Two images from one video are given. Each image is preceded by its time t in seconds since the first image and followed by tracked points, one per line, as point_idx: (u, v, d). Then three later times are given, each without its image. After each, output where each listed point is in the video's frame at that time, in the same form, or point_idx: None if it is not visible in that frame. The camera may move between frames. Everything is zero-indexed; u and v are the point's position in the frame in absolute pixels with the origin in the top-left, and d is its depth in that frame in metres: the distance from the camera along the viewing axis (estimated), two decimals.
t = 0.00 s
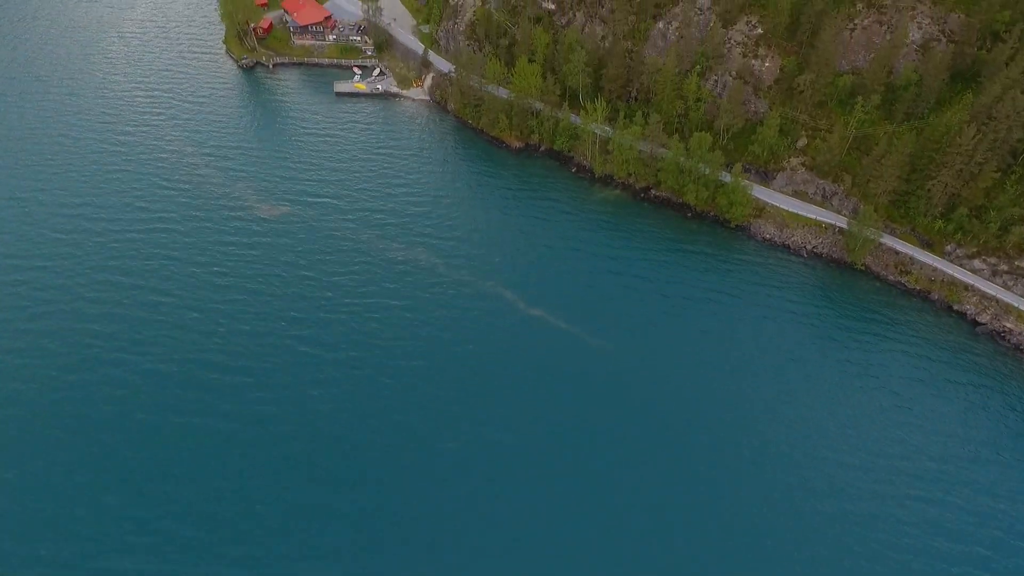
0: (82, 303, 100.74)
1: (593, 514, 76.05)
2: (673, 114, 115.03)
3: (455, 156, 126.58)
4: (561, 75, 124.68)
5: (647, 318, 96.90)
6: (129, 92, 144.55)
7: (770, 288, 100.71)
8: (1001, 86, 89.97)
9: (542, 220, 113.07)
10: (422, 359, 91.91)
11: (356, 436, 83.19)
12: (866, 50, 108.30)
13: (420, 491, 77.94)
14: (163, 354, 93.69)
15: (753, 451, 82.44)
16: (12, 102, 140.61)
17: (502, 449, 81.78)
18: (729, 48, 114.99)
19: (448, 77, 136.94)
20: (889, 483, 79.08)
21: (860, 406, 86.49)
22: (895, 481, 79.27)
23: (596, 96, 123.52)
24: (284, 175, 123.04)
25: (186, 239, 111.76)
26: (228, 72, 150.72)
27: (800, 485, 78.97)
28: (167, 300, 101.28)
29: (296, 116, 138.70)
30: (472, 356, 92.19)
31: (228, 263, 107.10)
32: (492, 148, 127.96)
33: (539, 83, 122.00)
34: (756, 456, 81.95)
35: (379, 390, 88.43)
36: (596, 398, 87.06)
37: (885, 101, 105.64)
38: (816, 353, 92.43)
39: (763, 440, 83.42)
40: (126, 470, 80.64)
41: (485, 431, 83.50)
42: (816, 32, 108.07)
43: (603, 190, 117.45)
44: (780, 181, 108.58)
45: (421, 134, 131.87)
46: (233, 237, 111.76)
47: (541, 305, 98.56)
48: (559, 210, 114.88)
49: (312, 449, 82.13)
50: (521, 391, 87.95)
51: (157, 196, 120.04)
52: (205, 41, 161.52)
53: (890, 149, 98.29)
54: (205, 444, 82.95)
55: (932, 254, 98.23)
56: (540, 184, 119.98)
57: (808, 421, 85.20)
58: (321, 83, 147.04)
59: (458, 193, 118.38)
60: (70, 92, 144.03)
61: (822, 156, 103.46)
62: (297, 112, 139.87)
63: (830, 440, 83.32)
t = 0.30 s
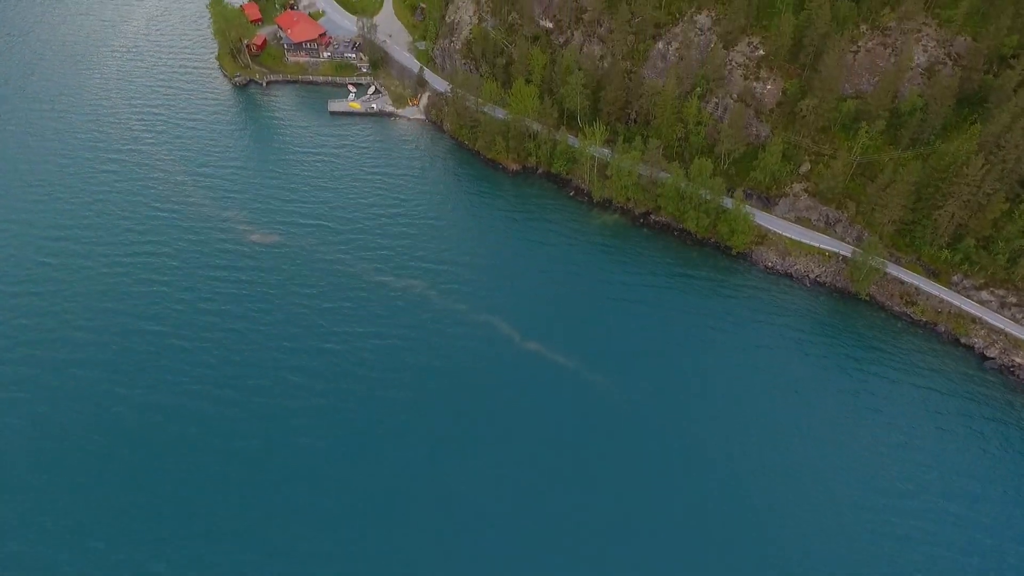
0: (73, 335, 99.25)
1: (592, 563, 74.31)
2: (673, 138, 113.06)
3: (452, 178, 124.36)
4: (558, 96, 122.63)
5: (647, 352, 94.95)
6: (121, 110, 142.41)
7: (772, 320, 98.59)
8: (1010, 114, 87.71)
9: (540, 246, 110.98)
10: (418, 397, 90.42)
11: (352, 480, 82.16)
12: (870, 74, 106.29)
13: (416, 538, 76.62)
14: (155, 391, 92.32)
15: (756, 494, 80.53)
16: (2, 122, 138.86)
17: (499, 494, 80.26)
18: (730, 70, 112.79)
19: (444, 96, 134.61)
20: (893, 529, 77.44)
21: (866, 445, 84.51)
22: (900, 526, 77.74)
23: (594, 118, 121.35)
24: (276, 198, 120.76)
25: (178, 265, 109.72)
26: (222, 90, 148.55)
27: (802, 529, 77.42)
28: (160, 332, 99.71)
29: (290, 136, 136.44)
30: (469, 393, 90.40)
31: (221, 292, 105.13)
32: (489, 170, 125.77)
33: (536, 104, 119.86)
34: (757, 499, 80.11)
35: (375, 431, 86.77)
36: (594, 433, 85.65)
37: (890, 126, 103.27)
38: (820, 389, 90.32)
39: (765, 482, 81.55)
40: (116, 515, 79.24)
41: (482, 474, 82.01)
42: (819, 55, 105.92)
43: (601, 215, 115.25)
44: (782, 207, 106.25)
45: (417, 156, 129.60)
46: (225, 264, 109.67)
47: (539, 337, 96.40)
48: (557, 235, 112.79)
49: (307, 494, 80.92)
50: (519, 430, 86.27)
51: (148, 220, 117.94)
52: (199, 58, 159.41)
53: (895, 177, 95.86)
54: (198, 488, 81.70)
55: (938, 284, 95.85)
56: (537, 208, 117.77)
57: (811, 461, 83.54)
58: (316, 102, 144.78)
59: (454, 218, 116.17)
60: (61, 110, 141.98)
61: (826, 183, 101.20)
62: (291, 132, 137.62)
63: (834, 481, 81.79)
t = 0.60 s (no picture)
0: (60, 368, 97.13)
1: None
2: (673, 163, 110.80)
3: (448, 202, 122.01)
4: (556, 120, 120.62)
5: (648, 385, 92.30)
6: (111, 129, 140.18)
7: (774, 352, 96.09)
8: (1020, 145, 85.72)
9: (537, 274, 108.70)
10: (410, 433, 87.58)
11: (341, 523, 79.19)
12: (875, 97, 103.81)
13: None
14: (142, 427, 89.97)
15: (761, 537, 77.45)
16: None
17: (494, 538, 77.34)
18: (731, 93, 110.52)
19: (440, 116, 132.15)
20: None
21: (873, 486, 81.78)
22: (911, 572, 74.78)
23: (593, 141, 119.06)
24: (269, 222, 118.46)
25: (168, 293, 107.36)
26: (214, 109, 146.29)
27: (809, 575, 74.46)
28: (148, 364, 97.50)
29: (283, 156, 134.08)
30: (463, 429, 87.68)
31: (210, 321, 102.81)
32: (486, 194, 123.43)
33: (533, 128, 117.87)
34: (763, 542, 77.04)
35: (366, 470, 84.02)
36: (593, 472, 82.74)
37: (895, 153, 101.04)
38: (824, 425, 87.70)
39: (770, 525, 78.56)
40: (98, 562, 76.79)
41: (477, 517, 79.13)
42: (823, 78, 103.64)
43: (600, 241, 112.83)
44: (784, 235, 103.87)
45: (413, 178, 127.30)
46: (216, 292, 107.32)
47: (535, 370, 93.84)
48: (554, 262, 110.42)
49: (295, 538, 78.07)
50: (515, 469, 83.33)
51: (138, 244, 115.59)
52: (192, 74, 157.18)
53: (901, 208, 93.77)
54: (183, 532, 79.07)
55: (945, 317, 93.56)
56: (535, 234, 115.49)
57: (818, 502, 80.50)
58: (309, 121, 142.45)
59: (449, 244, 113.85)
60: (51, 130, 139.78)
61: (830, 211, 98.87)
62: (284, 152, 135.26)
63: (842, 524, 78.62)
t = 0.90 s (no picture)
0: (46, 404, 95.04)
1: None
2: (673, 191, 108.28)
3: (443, 227, 119.50)
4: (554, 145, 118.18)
5: (648, 423, 89.78)
6: (101, 150, 137.81)
7: (777, 388, 93.50)
8: None
9: (534, 304, 106.30)
10: (404, 476, 85.30)
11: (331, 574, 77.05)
12: (880, 124, 101.29)
13: None
14: (129, 467, 87.77)
15: None
16: None
17: None
18: (733, 117, 107.99)
19: (436, 138, 129.60)
20: None
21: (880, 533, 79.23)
22: None
23: (591, 166, 116.55)
24: (260, 248, 115.95)
25: (157, 323, 104.97)
26: (206, 128, 143.81)
27: None
28: (135, 400, 95.26)
29: (276, 178, 131.58)
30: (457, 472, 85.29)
31: (200, 354, 100.52)
32: (482, 219, 120.93)
33: (531, 153, 115.51)
34: None
35: (358, 517, 81.76)
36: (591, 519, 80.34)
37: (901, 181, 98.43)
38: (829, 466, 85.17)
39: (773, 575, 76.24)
40: None
41: (471, 568, 76.99)
42: (827, 104, 101.14)
43: (599, 270, 110.39)
44: (787, 265, 101.35)
45: (407, 202, 124.74)
46: (206, 322, 104.95)
47: (532, 408, 91.34)
48: (552, 292, 107.93)
49: None
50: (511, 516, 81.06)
51: (126, 271, 113.13)
52: (184, 92, 154.82)
53: (908, 240, 91.21)
54: None
55: (953, 352, 90.99)
56: (532, 261, 113.08)
57: (822, 551, 78.36)
58: (303, 141, 139.87)
59: (445, 272, 111.42)
60: (40, 150, 137.43)
61: (834, 242, 96.36)
62: (276, 173, 132.68)
63: None
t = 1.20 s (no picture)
0: (30, 440, 92.31)
1: None
2: (675, 220, 105.81)
3: (440, 255, 117.09)
4: (553, 171, 115.68)
5: (649, 464, 87.07)
6: (93, 171, 135.35)
7: (782, 427, 90.88)
8: None
9: (532, 336, 103.94)
10: (397, 520, 82.50)
11: None
12: (887, 152, 98.66)
13: None
14: (113, 508, 84.90)
15: None
16: None
17: None
18: (736, 144, 105.29)
19: (432, 161, 127.09)
20: None
21: None
22: None
23: (591, 193, 114.13)
24: (253, 276, 113.37)
25: (146, 355, 102.30)
26: (200, 149, 141.36)
27: None
28: (122, 436, 92.51)
29: (270, 201, 129.02)
30: (453, 516, 82.54)
31: (190, 388, 97.87)
32: (480, 246, 118.33)
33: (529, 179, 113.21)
34: None
35: (350, 565, 79.00)
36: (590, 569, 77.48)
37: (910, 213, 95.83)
38: (836, 511, 82.40)
39: None
40: None
41: None
42: (833, 133, 98.50)
43: (599, 301, 107.88)
44: (792, 298, 98.68)
45: (403, 227, 122.28)
46: (196, 354, 102.35)
47: (530, 449, 88.71)
48: (550, 324, 105.53)
49: None
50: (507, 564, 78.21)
51: (116, 300, 110.66)
52: (178, 111, 152.28)
53: (917, 276, 88.63)
54: None
55: (963, 392, 88.43)
56: (531, 291, 110.70)
57: None
58: (298, 162, 137.44)
59: (441, 302, 109.00)
60: (31, 171, 134.94)
61: (840, 275, 93.70)
62: (270, 196, 130.16)
63: None
